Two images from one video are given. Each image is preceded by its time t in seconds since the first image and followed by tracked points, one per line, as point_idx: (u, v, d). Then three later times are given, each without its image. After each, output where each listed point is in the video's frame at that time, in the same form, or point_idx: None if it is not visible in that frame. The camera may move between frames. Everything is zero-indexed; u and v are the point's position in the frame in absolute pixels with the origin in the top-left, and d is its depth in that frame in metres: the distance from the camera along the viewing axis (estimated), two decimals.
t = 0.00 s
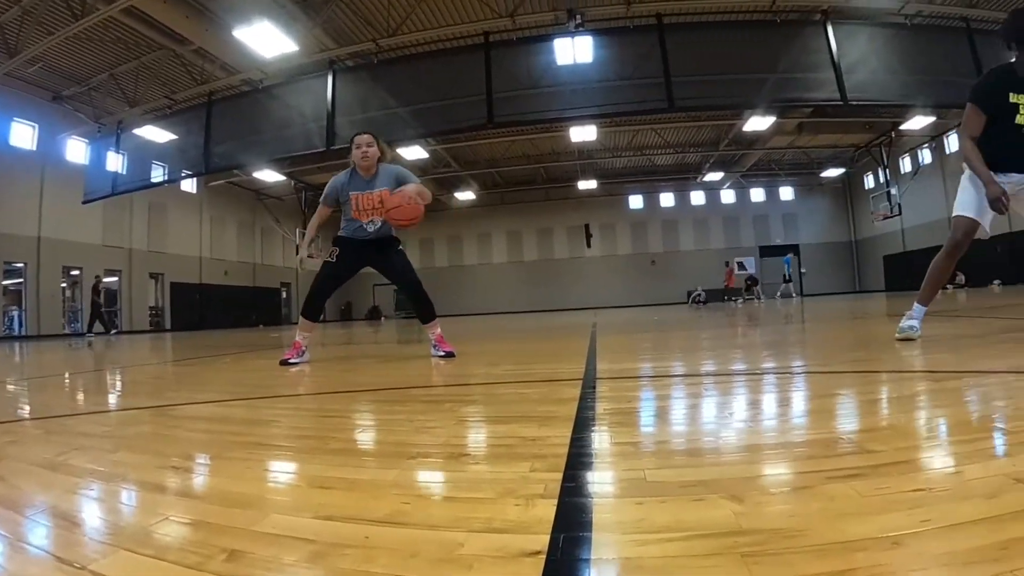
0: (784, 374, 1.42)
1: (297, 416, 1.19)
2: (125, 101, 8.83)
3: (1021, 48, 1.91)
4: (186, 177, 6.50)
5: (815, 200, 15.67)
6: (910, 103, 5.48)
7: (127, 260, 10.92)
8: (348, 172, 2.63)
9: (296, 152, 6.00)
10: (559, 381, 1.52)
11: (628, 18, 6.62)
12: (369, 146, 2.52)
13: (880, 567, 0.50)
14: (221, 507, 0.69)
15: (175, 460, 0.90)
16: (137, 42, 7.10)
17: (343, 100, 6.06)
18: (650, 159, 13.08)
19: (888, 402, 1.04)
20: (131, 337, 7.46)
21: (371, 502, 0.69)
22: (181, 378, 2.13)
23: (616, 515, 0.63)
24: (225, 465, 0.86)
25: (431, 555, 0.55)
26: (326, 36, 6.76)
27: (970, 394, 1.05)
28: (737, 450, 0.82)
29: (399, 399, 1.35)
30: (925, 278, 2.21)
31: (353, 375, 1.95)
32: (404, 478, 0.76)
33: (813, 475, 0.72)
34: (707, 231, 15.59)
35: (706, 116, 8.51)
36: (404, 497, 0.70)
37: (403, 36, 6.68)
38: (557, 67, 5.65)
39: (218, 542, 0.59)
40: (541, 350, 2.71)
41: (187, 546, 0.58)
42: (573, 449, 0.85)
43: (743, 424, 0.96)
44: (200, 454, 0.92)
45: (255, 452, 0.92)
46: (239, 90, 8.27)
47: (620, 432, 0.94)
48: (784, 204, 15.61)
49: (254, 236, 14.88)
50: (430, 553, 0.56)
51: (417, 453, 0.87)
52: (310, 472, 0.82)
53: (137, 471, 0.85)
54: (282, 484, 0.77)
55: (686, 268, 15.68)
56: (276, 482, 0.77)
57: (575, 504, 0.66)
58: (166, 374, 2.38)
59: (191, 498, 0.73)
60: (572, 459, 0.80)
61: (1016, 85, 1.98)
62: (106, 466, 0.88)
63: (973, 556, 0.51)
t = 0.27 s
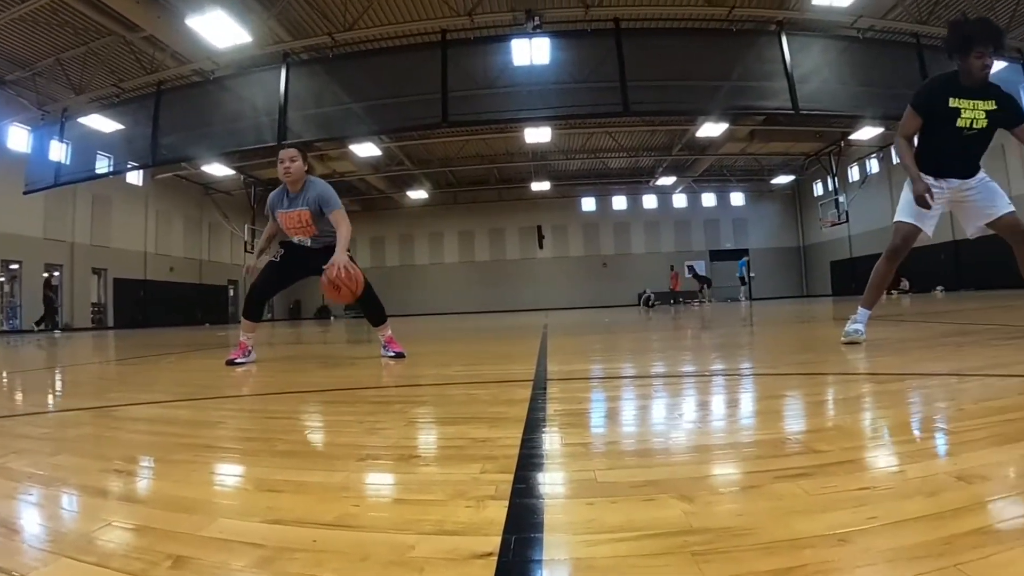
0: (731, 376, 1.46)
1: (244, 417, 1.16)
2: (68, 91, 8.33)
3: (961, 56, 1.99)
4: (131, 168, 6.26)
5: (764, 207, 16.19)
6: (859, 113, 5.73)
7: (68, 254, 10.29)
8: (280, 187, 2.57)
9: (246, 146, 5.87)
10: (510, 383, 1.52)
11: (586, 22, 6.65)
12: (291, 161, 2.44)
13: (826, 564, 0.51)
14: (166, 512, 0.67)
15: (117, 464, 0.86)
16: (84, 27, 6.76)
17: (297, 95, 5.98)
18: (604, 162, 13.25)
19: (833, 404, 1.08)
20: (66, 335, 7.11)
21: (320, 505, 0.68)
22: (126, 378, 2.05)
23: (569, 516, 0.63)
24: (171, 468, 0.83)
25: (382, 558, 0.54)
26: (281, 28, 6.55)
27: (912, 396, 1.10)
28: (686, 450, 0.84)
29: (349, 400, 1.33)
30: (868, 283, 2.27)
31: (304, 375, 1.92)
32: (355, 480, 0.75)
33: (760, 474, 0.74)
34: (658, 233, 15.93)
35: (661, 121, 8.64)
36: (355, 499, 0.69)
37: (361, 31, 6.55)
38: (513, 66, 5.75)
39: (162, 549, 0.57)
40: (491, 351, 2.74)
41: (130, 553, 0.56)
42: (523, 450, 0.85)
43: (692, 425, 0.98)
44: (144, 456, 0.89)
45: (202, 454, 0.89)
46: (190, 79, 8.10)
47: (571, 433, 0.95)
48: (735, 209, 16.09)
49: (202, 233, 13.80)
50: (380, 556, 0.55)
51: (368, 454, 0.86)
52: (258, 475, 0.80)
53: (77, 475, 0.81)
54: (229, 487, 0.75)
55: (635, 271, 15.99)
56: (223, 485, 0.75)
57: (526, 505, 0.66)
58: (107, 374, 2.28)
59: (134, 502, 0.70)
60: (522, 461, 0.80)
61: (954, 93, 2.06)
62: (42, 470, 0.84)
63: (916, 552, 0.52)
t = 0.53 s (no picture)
0: (694, 377, 1.48)
1: (203, 418, 1.14)
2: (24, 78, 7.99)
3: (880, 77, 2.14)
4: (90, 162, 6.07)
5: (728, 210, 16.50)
6: (822, 120, 5.84)
7: (23, 250, 9.84)
8: (263, 163, 2.53)
9: (209, 141, 5.75)
10: (473, 384, 1.51)
11: (554, 24, 6.67)
12: (285, 135, 2.46)
13: (790, 561, 0.52)
14: (123, 516, 0.65)
15: (71, 466, 0.84)
16: (42, 14, 6.51)
17: (262, 90, 5.88)
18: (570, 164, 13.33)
19: (793, 404, 1.10)
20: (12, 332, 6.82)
21: (283, 507, 0.67)
22: (81, 378, 1.99)
23: (533, 517, 0.63)
24: (129, 470, 0.81)
25: (345, 561, 0.54)
26: (246, 21, 6.44)
27: (871, 397, 1.13)
28: (648, 451, 0.85)
29: (310, 401, 1.31)
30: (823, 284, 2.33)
31: (267, 375, 1.89)
32: (317, 482, 0.74)
33: (721, 474, 0.75)
34: (622, 234, 16.11)
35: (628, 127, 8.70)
36: (317, 501, 0.68)
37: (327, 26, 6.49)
38: (481, 66, 5.78)
39: (120, 554, 0.56)
40: (456, 352, 2.74)
41: (88, 558, 0.55)
42: (486, 451, 0.85)
43: (654, 425, 0.99)
44: (100, 459, 0.87)
45: (162, 457, 0.87)
46: (153, 71, 7.93)
47: (533, 433, 0.95)
48: (699, 212, 16.34)
49: (161, 228, 13.27)
50: (345, 558, 0.54)
51: (330, 456, 0.85)
52: (219, 477, 0.78)
53: (28, 478, 0.78)
54: (189, 489, 0.73)
55: (598, 272, 16.13)
56: (181, 488, 0.74)
57: (489, 505, 0.65)
58: (60, 373, 2.20)
59: (90, 506, 0.68)
60: (484, 461, 0.80)
61: (879, 113, 2.21)
62: None
63: (875, 548, 0.54)
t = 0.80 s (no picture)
0: (668, 377, 1.49)
1: (173, 419, 1.12)
2: None
3: (850, 79, 2.21)
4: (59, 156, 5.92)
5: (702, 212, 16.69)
6: (797, 125, 5.92)
7: None
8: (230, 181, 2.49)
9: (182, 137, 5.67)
10: (447, 384, 1.50)
11: (532, 24, 6.68)
12: (249, 156, 2.41)
13: (762, 561, 0.52)
14: (91, 519, 0.64)
15: (38, 468, 0.82)
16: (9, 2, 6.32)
17: (237, 86, 5.80)
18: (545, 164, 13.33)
19: (766, 405, 1.12)
20: None
21: (254, 509, 0.66)
22: (49, 378, 1.95)
23: (507, 518, 0.63)
24: (96, 472, 0.80)
25: (317, 563, 0.53)
26: (221, 15, 6.36)
27: (842, 397, 1.15)
28: (622, 451, 0.85)
29: (282, 401, 1.30)
30: (795, 286, 2.39)
31: (239, 375, 1.87)
32: (290, 483, 0.73)
33: (695, 474, 0.76)
34: (596, 235, 16.20)
35: (603, 128, 8.73)
36: (289, 503, 0.67)
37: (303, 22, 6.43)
38: (457, 65, 5.79)
39: (88, 558, 0.54)
40: (431, 352, 2.74)
41: (54, 563, 0.53)
42: (459, 451, 0.85)
43: (628, 426, 0.99)
44: (68, 461, 0.85)
45: (131, 458, 0.85)
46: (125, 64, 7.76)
47: (507, 434, 0.95)
48: (674, 214, 16.50)
49: (132, 224, 13.03)
50: (318, 559, 0.54)
51: (302, 457, 0.84)
52: (189, 478, 0.77)
53: None
54: (158, 492, 0.72)
55: (572, 272, 16.20)
56: (151, 490, 0.72)
57: (463, 507, 0.65)
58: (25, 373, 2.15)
59: (57, 509, 0.66)
60: (458, 462, 0.80)
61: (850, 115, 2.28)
62: None
63: (847, 547, 0.54)
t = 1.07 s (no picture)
0: (651, 378, 1.50)
1: (152, 420, 1.11)
2: None
3: (867, 81, 2.28)
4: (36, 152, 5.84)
5: (685, 213, 16.79)
6: (780, 128, 5.97)
7: None
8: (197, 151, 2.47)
9: (162, 133, 5.61)
10: (430, 385, 1.50)
11: (516, 24, 6.69)
12: (212, 124, 2.38)
13: (744, 560, 0.53)
14: (69, 522, 0.63)
15: (13, 471, 0.80)
16: None
17: (217, 83, 5.76)
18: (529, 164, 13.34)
19: (749, 405, 1.12)
20: None
21: (235, 512, 0.65)
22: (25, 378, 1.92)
23: (488, 518, 0.63)
24: (74, 474, 0.78)
25: (297, 566, 0.52)
26: (205, 11, 6.31)
27: (825, 399, 1.16)
28: (605, 451, 0.85)
29: (263, 402, 1.29)
30: (791, 293, 2.39)
31: (219, 375, 1.86)
32: (271, 486, 0.72)
33: (678, 474, 0.76)
34: (579, 235, 16.24)
35: (587, 128, 8.77)
36: (271, 505, 0.66)
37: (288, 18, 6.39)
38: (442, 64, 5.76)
39: (64, 561, 0.54)
40: (414, 352, 2.73)
41: (30, 565, 0.53)
42: (441, 452, 0.85)
43: (610, 426, 1.00)
44: (44, 463, 0.83)
45: (109, 459, 0.84)
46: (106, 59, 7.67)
47: (489, 435, 0.95)
48: (657, 215, 16.58)
49: (112, 221, 12.87)
50: (299, 561, 0.54)
51: (283, 458, 0.83)
52: (168, 480, 0.76)
53: None
54: (136, 494, 0.71)
55: (555, 272, 16.23)
56: (129, 492, 0.71)
57: (445, 508, 0.65)
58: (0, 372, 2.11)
59: (34, 511, 0.65)
60: (441, 463, 0.80)
61: (868, 117, 2.25)
62: None
63: (828, 546, 0.55)
